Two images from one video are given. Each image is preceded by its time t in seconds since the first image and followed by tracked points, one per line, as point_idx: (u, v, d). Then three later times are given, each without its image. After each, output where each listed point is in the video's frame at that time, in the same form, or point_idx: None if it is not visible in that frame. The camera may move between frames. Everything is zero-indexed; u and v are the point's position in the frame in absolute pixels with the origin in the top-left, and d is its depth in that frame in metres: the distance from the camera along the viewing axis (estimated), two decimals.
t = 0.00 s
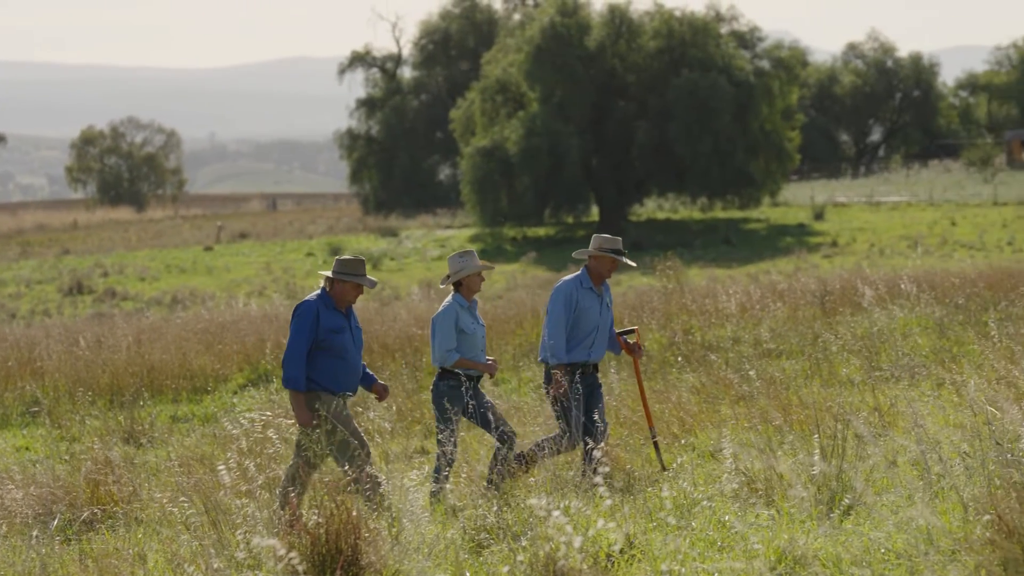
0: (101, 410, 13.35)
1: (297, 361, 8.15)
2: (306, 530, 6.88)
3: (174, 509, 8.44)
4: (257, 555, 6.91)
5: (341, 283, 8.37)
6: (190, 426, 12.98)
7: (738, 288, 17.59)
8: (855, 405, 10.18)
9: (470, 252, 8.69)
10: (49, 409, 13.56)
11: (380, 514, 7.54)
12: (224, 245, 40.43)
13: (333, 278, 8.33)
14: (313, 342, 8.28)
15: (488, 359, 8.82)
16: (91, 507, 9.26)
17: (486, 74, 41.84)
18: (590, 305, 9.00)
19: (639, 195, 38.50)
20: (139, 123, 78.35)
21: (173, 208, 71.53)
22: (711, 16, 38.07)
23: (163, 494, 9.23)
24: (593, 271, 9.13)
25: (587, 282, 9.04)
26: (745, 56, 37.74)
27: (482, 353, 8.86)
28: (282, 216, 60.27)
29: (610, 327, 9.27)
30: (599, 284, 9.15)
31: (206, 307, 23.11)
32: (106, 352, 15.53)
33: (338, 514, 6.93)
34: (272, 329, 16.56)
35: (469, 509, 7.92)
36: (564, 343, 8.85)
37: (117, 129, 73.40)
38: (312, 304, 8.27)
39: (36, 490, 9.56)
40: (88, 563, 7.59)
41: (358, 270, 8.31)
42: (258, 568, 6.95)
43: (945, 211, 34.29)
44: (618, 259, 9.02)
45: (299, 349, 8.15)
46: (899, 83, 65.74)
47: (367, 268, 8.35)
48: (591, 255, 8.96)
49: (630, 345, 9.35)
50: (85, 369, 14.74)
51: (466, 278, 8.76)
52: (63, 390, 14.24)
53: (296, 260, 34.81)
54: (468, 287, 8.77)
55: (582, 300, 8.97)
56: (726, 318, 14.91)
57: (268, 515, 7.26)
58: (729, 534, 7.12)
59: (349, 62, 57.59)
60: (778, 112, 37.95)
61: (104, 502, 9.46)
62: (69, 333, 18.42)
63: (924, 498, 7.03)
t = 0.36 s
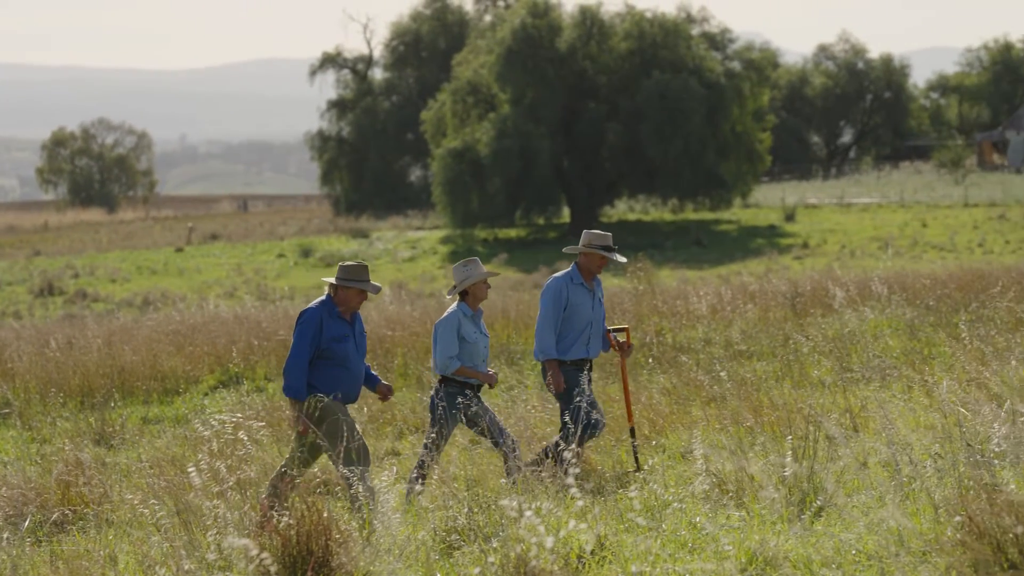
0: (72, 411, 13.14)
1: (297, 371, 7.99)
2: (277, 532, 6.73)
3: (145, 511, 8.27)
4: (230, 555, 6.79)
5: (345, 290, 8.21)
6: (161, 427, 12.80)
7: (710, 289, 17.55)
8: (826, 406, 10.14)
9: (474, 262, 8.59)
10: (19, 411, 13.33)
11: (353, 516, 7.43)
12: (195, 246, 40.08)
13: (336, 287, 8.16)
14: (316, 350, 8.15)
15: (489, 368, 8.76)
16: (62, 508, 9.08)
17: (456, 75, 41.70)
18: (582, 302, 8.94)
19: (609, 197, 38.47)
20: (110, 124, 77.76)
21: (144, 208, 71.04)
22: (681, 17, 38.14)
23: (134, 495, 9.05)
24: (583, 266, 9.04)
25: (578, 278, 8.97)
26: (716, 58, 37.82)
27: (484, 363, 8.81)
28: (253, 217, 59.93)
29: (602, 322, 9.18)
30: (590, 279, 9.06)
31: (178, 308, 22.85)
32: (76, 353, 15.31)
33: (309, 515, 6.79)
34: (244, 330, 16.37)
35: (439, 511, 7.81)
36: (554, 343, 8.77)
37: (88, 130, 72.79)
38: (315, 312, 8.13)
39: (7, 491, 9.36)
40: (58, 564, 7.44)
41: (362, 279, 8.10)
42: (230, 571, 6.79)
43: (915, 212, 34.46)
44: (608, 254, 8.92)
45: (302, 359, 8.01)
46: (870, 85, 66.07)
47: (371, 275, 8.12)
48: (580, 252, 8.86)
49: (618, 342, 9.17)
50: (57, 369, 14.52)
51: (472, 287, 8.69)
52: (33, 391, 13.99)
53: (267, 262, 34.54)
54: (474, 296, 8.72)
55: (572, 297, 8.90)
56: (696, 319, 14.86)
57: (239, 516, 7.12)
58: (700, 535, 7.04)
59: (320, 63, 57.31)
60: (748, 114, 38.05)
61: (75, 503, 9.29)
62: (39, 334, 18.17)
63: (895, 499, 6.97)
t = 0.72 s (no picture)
0: (44, 413, 12.93)
1: (302, 366, 7.81)
2: (248, 532, 6.65)
3: (117, 511, 8.10)
4: (202, 557, 6.61)
5: (348, 285, 8.05)
6: (133, 428, 12.59)
7: (683, 289, 17.51)
8: (796, 408, 10.08)
9: (481, 257, 8.61)
10: None
11: (325, 517, 7.34)
12: (166, 247, 39.75)
13: (338, 281, 8.01)
14: (319, 345, 7.97)
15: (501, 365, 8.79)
16: (32, 509, 8.89)
17: (427, 76, 41.53)
18: (579, 304, 8.84)
19: (580, 198, 38.44)
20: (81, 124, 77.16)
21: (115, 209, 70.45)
22: (652, 18, 38.14)
23: (106, 496, 8.88)
24: (578, 270, 8.96)
25: (573, 281, 8.87)
26: (686, 59, 37.84)
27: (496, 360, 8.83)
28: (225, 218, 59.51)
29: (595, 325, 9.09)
30: (584, 283, 8.99)
31: (148, 310, 22.60)
32: (47, 354, 15.06)
33: (280, 515, 6.68)
34: (215, 330, 16.15)
35: (410, 513, 7.71)
36: (548, 345, 8.66)
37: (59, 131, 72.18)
38: (317, 305, 7.98)
39: None
40: (28, 567, 7.30)
41: (365, 270, 7.99)
42: (201, 572, 6.65)
43: (885, 213, 34.56)
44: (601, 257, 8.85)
45: (306, 353, 7.83)
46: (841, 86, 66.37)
47: (373, 268, 8.01)
48: (574, 255, 8.79)
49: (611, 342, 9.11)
50: (27, 370, 14.28)
51: (480, 283, 8.69)
52: (4, 393, 13.75)
53: (238, 263, 34.25)
54: (485, 292, 8.71)
55: (567, 300, 8.79)
56: (667, 320, 14.78)
57: (211, 518, 6.98)
58: (671, 536, 6.96)
59: (291, 64, 57.01)
60: (719, 115, 38.11)
61: (46, 504, 9.11)
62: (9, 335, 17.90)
63: (866, 499, 6.89)
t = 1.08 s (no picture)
0: (14, 414, 12.75)
1: (303, 355, 7.80)
2: (220, 533, 6.53)
3: (88, 511, 7.97)
4: (172, 559, 6.45)
5: (347, 275, 7.99)
6: (104, 429, 12.40)
7: (656, 290, 17.49)
8: (768, 408, 10.03)
9: (490, 247, 8.44)
10: None
11: (296, 518, 7.23)
12: (137, 249, 39.40)
13: (336, 272, 7.96)
14: (318, 335, 7.93)
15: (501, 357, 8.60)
16: (4, 510, 8.71)
17: (399, 77, 41.36)
18: (580, 311, 8.69)
19: (552, 199, 38.36)
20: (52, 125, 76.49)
21: (87, 210, 69.83)
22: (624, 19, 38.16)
23: (78, 496, 8.74)
24: (578, 274, 8.81)
25: (575, 287, 8.71)
26: (659, 60, 37.86)
27: (497, 351, 8.64)
28: (197, 219, 59.11)
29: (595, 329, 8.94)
30: (585, 288, 8.83)
31: (119, 311, 22.39)
32: (17, 355, 14.84)
33: (251, 517, 6.57)
34: (187, 331, 15.93)
35: (381, 513, 7.62)
36: (549, 353, 8.48)
37: (30, 131, 71.53)
38: (314, 296, 7.93)
39: None
40: None
41: (361, 261, 7.90)
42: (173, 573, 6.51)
43: (857, 214, 34.70)
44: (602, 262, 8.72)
45: (305, 344, 7.79)
46: (812, 87, 66.73)
47: (373, 258, 7.92)
48: (574, 260, 8.65)
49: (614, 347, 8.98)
50: None
51: (482, 273, 8.54)
52: None
53: (210, 264, 33.95)
54: (485, 283, 8.57)
55: (570, 307, 8.65)
56: (639, 321, 14.71)
57: (182, 518, 6.84)
58: (643, 537, 6.88)
59: (262, 65, 56.71)
60: (691, 116, 38.17)
61: (17, 505, 8.94)
62: None
63: (837, 500, 6.81)
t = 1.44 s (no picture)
0: None
1: (305, 353, 7.78)
2: (190, 533, 6.42)
3: (59, 512, 7.85)
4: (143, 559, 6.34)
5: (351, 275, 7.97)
6: (75, 429, 12.23)
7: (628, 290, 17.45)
8: (739, 409, 9.99)
9: (489, 249, 8.32)
10: None
11: (268, 518, 7.15)
12: (108, 249, 39.06)
13: (339, 273, 7.93)
14: (321, 334, 7.90)
15: (496, 354, 8.47)
16: None
17: (370, 77, 41.19)
18: (581, 304, 8.56)
19: (524, 200, 38.28)
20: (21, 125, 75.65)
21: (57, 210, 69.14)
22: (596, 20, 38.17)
23: (48, 496, 8.62)
24: (578, 268, 8.65)
25: (574, 281, 8.56)
26: (630, 61, 37.91)
27: (492, 348, 8.52)
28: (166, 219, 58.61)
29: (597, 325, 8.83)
30: (586, 281, 8.68)
31: (90, 312, 22.19)
32: None
33: (223, 518, 6.46)
34: (158, 331, 15.71)
35: (353, 513, 7.53)
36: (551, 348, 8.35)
37: None
38: (317, 295, 7.90)
39: None
40: None
41: (364, 261, 7.91)
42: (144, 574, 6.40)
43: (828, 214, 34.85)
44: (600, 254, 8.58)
45: (308, 343, 7.77)
46: (784, 87, 67.03)
47: (373, 257, 7.95)
48: (572, 254, 8.51)
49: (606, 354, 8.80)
50: None
51: (479, 272, 8.47)
52: None
53: (181, 264, 33.70)
54: (482, 283, 8.49)
55: (571, 302, 8.51)
56: (611, 322, 14.67)
57: (153, 518, 6.72)
58: (614, 538, 6.82)
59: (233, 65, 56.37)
60: (662, 116, 38.22)
61: None
62: None
63: (808, 500, 6.74)
